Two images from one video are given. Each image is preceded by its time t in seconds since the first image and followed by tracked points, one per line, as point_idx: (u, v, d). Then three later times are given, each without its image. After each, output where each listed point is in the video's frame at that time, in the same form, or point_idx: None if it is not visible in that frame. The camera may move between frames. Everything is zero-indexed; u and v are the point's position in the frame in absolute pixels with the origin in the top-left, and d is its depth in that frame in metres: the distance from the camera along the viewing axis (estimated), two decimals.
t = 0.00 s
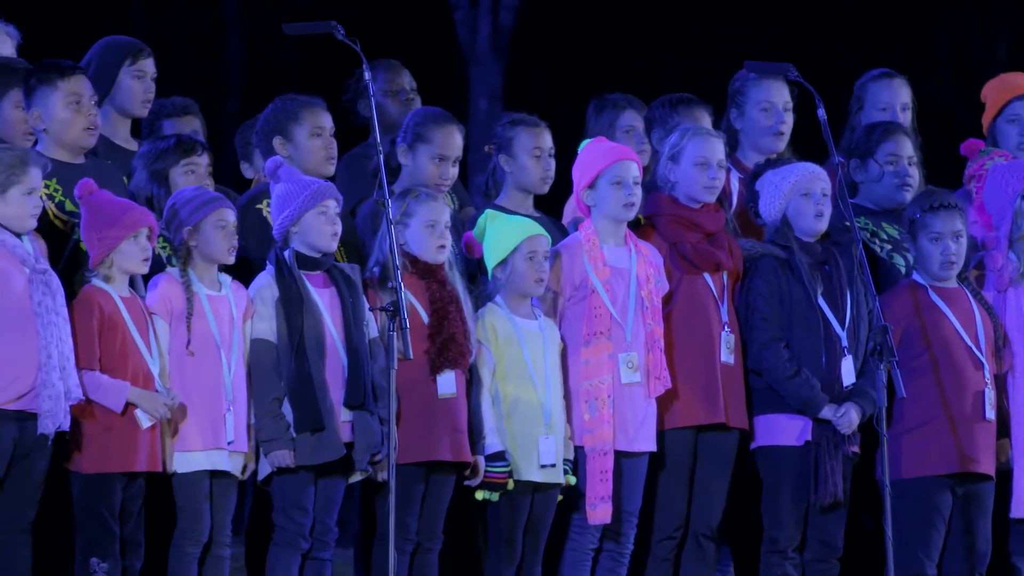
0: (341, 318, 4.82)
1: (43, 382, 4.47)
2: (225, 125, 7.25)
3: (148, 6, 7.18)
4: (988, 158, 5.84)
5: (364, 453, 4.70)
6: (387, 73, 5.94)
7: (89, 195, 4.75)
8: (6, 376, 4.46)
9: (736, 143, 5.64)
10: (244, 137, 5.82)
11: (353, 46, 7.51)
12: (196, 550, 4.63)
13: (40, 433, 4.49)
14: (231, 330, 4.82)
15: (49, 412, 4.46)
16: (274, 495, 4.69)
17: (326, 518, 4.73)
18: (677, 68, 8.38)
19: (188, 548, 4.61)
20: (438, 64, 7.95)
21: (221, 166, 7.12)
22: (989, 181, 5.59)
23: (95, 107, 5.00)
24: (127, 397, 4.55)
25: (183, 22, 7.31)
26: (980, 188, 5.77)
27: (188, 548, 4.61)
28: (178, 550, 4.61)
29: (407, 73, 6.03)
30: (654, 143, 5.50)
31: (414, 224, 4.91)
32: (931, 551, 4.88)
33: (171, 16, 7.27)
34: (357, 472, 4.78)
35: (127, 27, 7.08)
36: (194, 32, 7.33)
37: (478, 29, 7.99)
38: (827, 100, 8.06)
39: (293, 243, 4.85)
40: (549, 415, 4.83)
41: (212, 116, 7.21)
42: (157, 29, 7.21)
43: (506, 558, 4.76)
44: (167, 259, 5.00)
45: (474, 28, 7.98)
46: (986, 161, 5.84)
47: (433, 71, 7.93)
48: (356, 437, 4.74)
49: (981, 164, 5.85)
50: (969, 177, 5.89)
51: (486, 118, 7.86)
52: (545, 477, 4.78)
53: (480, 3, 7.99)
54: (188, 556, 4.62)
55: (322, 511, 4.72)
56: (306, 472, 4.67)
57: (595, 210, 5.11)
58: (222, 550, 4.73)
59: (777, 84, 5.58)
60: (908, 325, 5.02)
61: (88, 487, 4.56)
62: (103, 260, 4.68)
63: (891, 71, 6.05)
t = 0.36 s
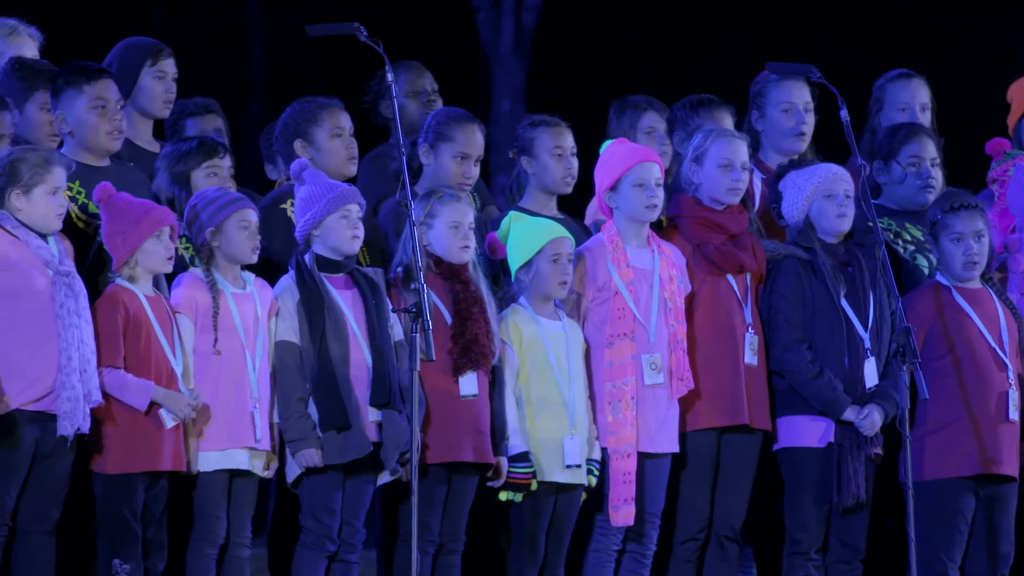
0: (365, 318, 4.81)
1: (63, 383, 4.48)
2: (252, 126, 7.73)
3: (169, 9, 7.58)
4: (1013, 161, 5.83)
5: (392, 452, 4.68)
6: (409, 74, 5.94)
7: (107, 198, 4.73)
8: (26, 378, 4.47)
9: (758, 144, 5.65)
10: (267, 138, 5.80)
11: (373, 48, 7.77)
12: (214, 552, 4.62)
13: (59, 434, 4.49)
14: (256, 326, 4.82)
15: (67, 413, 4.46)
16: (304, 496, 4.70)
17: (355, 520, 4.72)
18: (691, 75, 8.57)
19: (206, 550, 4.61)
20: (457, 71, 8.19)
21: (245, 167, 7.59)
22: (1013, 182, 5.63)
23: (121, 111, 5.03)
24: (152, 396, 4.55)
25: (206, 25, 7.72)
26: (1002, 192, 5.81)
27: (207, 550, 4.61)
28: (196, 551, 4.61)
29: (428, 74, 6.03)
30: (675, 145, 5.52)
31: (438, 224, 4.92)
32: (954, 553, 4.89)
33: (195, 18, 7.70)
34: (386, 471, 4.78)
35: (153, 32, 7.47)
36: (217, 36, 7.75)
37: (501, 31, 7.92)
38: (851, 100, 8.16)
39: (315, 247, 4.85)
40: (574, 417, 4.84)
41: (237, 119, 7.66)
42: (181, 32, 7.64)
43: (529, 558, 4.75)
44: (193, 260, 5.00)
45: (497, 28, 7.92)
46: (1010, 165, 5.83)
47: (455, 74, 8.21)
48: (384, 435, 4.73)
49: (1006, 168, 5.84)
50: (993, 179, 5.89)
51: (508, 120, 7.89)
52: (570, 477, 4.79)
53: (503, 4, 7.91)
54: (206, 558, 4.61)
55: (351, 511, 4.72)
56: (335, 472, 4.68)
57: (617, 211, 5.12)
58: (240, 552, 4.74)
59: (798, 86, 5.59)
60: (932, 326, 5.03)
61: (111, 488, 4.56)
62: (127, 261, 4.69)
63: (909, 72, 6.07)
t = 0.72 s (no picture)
0: (387, 320, 4.80)
1: (84, 385, 4.48)
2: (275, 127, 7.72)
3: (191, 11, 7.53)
4: None
5: (411, 456, 4.68)
6: (429, 75, 5.95)
7: (130, 199, 4.73)
8: (47, 379, 4.47)
9: (779, 145, 5.66)
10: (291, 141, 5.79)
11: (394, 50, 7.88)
12: (235, 553, 4.64)
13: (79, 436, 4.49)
14: (277, 326, 4.83)
15: (88, 415, 4.46)
16: (321, 498, 4.69)
17: (376, 521, 4.72)
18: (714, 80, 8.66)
19: (227, 550, 4.63)
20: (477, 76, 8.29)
21: (265, 167, 7.54)
22: None
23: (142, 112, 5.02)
24: (173, 397, 4.55)
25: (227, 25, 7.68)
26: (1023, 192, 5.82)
27: (227, 551, 4.63)
28: (218, 552, 4.63)
29: (448, 75, 6.03)
30: (696, 147, 5.53)
31: (459, 226, 4.93)
32: (976, 554, 4.91)
33: (217, 18, 7.66)
34: (403, 475, 4.76)
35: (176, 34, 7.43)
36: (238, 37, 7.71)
37: (522, 31, 8.16)
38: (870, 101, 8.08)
39: (338, 248, 4.84)
40: (597, 417, 4.86)
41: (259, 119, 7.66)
42: (203, 35, 7.58)
43: (551, 560, 4.79)
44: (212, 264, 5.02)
45: (517, 30, 8.15)
46: None
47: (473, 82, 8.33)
48: (402, 438, 4.73)
49: None
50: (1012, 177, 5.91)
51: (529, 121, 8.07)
52: (594, 478, 4.80)
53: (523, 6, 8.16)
54: (228, 558, 4.63)
55: (372, 512, 4.72)
56: (352, 475, 4.67)
57: (638, 213, 5.13)
58: (263, 553, 4.72)
59: (819, 87, 5.59)
60: (954, 328, 5.03)
61: (131, 489, 4.56)
62: (148, 262, 4.69)
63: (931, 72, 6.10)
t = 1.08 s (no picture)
0: (408, 323, 4.83)
1: (103, 387, 4.46)
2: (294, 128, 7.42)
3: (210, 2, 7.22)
4: None
5: (432, 458, 4.68)
6: (451, 77, 5.95)
7: (151, 200, 4.75)
8: (68, 379, 4.48)
9: (799, 146, 5.68)
10: (313, 141, 5.78)
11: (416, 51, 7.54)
12: (260, 555, 4.65)
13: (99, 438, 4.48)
14: (296, 329, 4.83)
15: (107, 417, 4.45)
16: (342, 499, 4.71)
17: (395, 522, 4.73)
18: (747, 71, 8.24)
19: (252, 552, 4.64)
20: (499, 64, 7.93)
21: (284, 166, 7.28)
22: None
23: (163, 114, 5.01)
24: (192, 400, 4.55)
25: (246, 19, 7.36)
26: None
27: (251, 553, 4.64)
28: (242, 554, 4.64)
29: (470, 76, 6.03)
30: (715, 148, 5.53)
31: (478, 228, 4.92)
32: (996, 556, 4.91)
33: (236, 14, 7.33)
34: (424, 478, 4.77)
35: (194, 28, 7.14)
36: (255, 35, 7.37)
37: (542, 36, 7.98)
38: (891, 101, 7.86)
39: (362, 249, 4.88)
40: (620, 418, 4.85)
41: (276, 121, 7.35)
42: (221, 32, 7.26)
43: (571, 562, 4.80)
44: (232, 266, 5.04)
45: (537, 34, 7.98)
46: None
47: (496, 71, 7.94)
48: (424, 442, 4.74)
49: None
50: None
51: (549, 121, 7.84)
52: (617, 480, 4.79)
53: (544, 6, 7.95)
54: (252, 561, 4.64)
55: (391, 513, 4.73)
56: (374, 476, 4.69)
57: (658, 214, 5.12)
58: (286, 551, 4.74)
59: (841, 88, 5.61)
60: (975, 329, 5.03)
61: (152, 489, 4.55)
62: (168, 264, 4.68)
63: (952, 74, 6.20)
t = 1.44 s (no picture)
0: (429, 324, 4.83)
1: (124, 389, 4.46)
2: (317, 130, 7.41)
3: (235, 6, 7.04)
4: None
5: (453, 460, 4.70)
6: (473, 78, 5.98)
7: (171, 201, 4.73)
8: (89, 380, 4.48)
9: (821, 148, 5.68)
10: (335, 141, 5.82)
11: (439, 52, 7.56)
12: (276, 556, 4.62)
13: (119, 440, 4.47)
14: (319, 333, 4.81)
15: (127, 419, 4.44)
16: (362, 500, 4.71)
17: (415, 524, 4.73)
18: (763, 71, 8.18)
19: (268, 553, 4.61)
20: (520, 64, 7.80)
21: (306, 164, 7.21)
22: None
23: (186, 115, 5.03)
24: (212, 402, 4.53)
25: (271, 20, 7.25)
26: None
27: (268, 553, 4.61)
28: (258, 555, 4.61)
29: (493, 78, 6.05)
30: (736, 149, 5.56)
31: (498, 229, 4.93)
32: (1018, 558, 4.90)
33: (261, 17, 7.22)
34: (445, 479, 4.78)
35: (219, 33, 6.95)
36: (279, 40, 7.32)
37: (564, 36, 7.73)
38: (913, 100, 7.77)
39: (384, 249, 4.89)
40: (640, 421, 4.85)
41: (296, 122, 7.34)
42: (246, 33, 7.16)
43: (592, 563, 4.78)
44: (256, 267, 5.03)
45: (559, 34, 7.72)
46: None
47: (514, 70, 7.82)
48: (444, 442, 4.75)
49: None
50: None
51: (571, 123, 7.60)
52: (635, 481, 4.80)
53: (566, 7, 7.71)
54: (269, 561, 4.61)
55: (412, 514, 4.73)
56: (393, 479, 4.68)
57: (677, 215, 5.11)
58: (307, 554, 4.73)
59: (864, 91, 5.62)
60: (997, 330, 5.05)
61: (173, 491, 4.54)
62: (187, 266, 4.68)
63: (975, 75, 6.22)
